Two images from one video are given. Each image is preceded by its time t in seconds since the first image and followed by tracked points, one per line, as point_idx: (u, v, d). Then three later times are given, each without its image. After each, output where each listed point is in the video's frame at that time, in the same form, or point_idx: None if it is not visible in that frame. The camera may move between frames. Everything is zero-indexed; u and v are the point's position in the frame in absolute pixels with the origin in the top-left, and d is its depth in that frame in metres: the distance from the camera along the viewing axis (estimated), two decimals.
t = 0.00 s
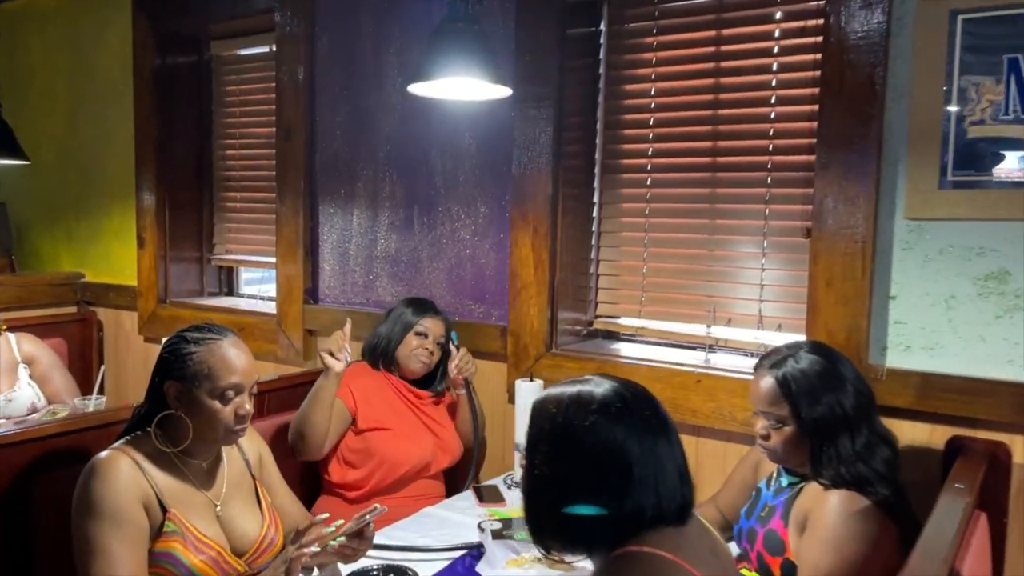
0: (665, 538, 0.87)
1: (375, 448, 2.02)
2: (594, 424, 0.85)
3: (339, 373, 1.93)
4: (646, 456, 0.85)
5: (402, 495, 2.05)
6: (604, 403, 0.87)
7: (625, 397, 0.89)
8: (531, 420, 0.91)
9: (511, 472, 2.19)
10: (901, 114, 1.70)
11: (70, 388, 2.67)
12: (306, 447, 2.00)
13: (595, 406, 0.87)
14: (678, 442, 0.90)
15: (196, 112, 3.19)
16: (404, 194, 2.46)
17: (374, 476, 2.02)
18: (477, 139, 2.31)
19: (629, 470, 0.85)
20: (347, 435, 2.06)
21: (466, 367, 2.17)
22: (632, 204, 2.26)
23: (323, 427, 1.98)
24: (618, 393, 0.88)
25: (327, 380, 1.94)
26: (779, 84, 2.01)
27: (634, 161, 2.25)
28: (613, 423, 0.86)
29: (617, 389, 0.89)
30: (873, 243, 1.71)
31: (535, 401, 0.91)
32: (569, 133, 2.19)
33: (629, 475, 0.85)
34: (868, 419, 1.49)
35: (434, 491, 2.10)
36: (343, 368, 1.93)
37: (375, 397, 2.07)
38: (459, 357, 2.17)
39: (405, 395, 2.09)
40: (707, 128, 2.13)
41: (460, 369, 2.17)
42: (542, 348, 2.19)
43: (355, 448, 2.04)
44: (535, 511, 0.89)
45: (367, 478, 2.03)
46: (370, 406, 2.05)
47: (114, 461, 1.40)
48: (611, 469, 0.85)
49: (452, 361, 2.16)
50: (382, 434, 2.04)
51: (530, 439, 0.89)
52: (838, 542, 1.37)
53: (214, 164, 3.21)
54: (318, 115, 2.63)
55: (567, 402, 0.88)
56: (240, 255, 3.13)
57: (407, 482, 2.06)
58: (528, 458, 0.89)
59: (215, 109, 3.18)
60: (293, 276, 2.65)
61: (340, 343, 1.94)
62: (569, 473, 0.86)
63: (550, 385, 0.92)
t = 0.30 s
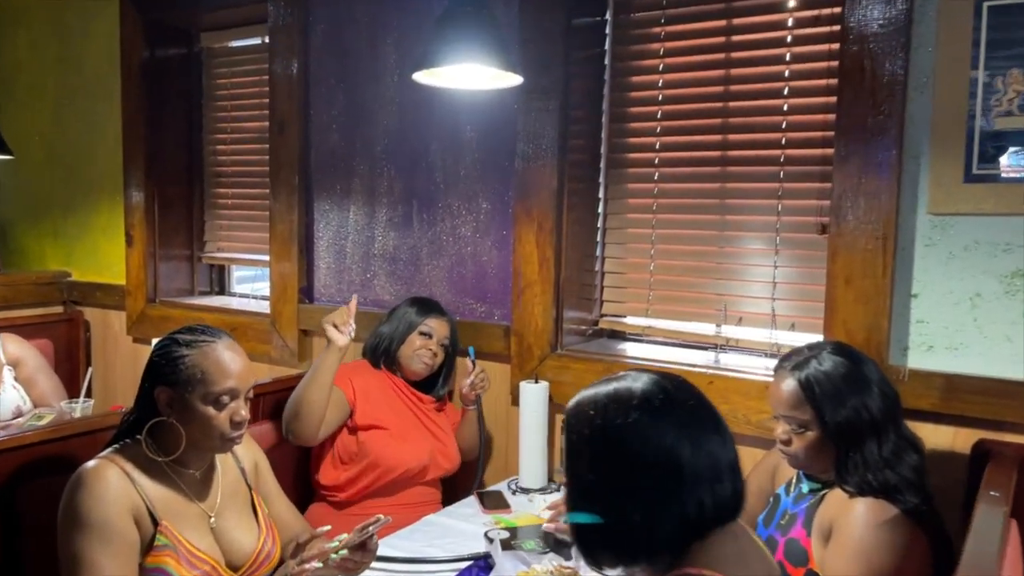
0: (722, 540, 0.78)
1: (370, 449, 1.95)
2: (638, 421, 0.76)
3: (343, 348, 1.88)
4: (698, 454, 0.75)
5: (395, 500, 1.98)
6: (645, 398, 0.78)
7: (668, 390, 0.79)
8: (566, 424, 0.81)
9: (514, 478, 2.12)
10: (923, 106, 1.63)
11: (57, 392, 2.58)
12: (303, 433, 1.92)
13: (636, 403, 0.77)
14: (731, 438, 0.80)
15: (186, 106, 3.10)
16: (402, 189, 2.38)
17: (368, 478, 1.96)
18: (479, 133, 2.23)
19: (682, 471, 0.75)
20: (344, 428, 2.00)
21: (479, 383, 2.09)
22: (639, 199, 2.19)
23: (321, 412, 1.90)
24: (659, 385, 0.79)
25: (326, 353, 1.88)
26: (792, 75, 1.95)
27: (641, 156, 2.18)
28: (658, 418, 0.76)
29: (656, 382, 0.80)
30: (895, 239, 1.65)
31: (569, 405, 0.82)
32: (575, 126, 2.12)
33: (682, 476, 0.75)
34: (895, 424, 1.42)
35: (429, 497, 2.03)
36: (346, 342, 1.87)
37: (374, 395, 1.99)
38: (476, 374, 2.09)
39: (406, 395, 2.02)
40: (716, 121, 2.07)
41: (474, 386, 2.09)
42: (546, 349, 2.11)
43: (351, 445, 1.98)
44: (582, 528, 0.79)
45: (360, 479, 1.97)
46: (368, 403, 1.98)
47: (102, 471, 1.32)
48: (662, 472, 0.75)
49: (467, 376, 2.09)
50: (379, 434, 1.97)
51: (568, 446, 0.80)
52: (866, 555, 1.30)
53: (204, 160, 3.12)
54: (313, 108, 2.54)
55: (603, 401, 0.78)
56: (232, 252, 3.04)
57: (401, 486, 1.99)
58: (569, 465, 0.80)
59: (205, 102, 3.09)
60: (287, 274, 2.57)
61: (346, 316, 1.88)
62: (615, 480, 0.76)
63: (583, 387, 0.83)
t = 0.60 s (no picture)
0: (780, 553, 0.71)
1: (375, 449, 1.89)
2: (681, 430, 0.70)
3: (355, 347, 1.88)
4: (752, 458, 0.69)
5: (402, 503, 1.92)
6: (684, 403, 0.72)
7: (706, 389, 0.73)
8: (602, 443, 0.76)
9: (518, 483, 2.06)
10: (944, 100, 1.58)
11: (45, 395, 2.50)
12: (302, 428, 1.88)
13: (675, 408, 0.72)
14: (783, 437, 0.74)
15: (177, 102, 3.03)
16: (401, 187, 2.31)
17: (374, 480, 1.90)
18: (479, 129, 2.16)
19: (737, 480, 0.69)
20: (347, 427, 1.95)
21: (480, 366, 2.02)
22: (645, 197, 2.14)
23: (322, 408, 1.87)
24: (698, 389, 0.73)
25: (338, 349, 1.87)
26: (803, 69, 1.89)
27: (647, 152, 2.12)
28: (702, 424, 0.70)
29: (691, 384, 0.74)
30: (915, 238, 1.59)
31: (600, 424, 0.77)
32: (580, 121, 2.05)
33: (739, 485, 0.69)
34: (920, 430, 1.36)
35: (437, 499, 1.98)
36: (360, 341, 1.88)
37: (376, 394, 1.93)
38: (477, 354, 2.03)
39: (408, 395, 1.96)
40: (724, 116, 2.01)
41: (476, 367, 2.02)
42: (551, 351, 2.05)
43: (354, 446, 1.92)
44: (641, 555, 0.73)
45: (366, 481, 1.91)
46: (370, 402, 1.92)
47: (90, 483, 1.26)
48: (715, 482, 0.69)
49: (468, 358, 2.02)
50: (383, 433, 1.91)
51: (610, 465, 0.75)
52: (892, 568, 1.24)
53: (196, 157, 3.04)
54: (308, 104, 2.48)
55: (638, 413, 0.73)
56: (225, 252, 2.97)
57: (408, 488, 1.93)
58: (612, 481, 0.75)
59: (197, 98, 3.02)
60: (282, 274, 2.50)
61: (365, 316, 1.91)
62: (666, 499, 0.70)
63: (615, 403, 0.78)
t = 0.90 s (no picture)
0: None
1: (383, 456, 1.82)
2: (755, 447, 0.61)
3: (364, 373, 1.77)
4: (836, 475, 0.61)
5: (411, 510, 1.85)
6: (757, 416, 0.63)
7: (777, 401, 0.65)
8: (661, 463, 0.68)
9: (524, 490, 1.98)
10: (974, 91, 1.51)
11: (29, 399, 2.41)
12: (302, 446, 1.80)
13: (746, 422, 0.63)
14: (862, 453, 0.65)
15: (166, 95, 2.93)
16: (400, 183, 2.23)
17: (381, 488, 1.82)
18: (482, 121, 2.08)
19: (819, 502, 0.60)
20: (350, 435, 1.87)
21: (479, 358, 1.96)
22: (654, 193, 2.06)
23: (324, 429, 1.79)
24: (767, 399, 0.65)
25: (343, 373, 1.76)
26: (821, 59, 1.81)
27: (656, 146, 2.04)
28: (779, 440, 0.61)
29: (761, 395, 0.66)
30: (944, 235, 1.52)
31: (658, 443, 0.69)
32: (587, 114, 1.97)
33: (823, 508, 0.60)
34: (955, 438, 1.29)
35: (446, 506, 1.90)
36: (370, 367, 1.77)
37: (380, 399, 1.86)
38: (473, 346, 1.97)
39: (411, 401, 1.89)
40: (737, 109, 1.93)
41: (474, 359, 1.96)
42: (558, 353, 1.97)
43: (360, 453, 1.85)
44: None
45: (373, 489, 1.83)
46: (373, 410, 1.84)
47: (73, 498, 1.17)
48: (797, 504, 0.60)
49: (465, 350, 1.96)
50: (390, 440, 1.84)
51: (670, 487, 0.66)
52: None
53: (186, 152, 2.95)
54: (303, 96, 2.39)
55: (703, 428, 0.65)
56: (216, 250, 2.88)
57: (416, 494, 1.86)
58: (673, 504, 0.66)
59: (186, 91, 2.92)
60: (277, 273, 2.41)
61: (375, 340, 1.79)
62: (736, 523, 0.61)
63: (672, 417, 0.70)
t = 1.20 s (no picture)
0: None
1: (375, 465, 1.75)
2: (821, 454, 0.56)
3: (359, 371, 1.70)
4: (907, 484, 0.55)
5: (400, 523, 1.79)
6: (820, 420, 0.58)
7: (840, 402, 0.59)
8: (711, 468, 0.62)
9: (528, 493, 1.92)
10: (999, 78, 1.45)
11: (15, 400, 2.33)
12: (297, 447, 1.75)
13: (809, 427, 0.57)
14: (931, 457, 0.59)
15: (156, 86, 2.85)
16: (399, 176, 2.16)
17: (370, 499, 1.76)
18: (484, 112, 2.01)
19: (892, 514, 0.55)
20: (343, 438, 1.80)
21: (483, 376, 1.87)
22: (662, 186, 2.00)
23: (319, 430, 1.73)
24: (830, 401, 0.59)
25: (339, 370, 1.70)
26: (835, 47, 1.76)
27: (664, 138, 1.98)
28: (847, 447, 0.56)
29: (821, 397, 0.60)
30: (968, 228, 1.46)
31: (704, 448, 0.63)
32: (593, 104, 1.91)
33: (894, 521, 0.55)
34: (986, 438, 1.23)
35: (437, 518, 1.85)
36: (365, 365, 1.70)
37: (376, 403, 1.79)
38: (478, 365, 1.87)
39: (410, 403, 1.82)
40: (749, 99, 1.87)
41: (478, 379, 1.87)
42: (562, 351, 1.91)
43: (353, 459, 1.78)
44: None
45: (362, 499, 1.77)
46: (369, 416, 1.77)
47: (58, 505, 1.11)
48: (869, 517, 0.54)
49: (470, 368, 1.87)
50: (384, 448, 1.77)
51: (721, 496, 0.61)
52: None
53: (177, 145, 2.87)
54: (298, 88, 2.31)
55: (760, 432, 0.59)
56: (209, 246, 2.81)
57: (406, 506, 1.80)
58: (727, 515, 0.60)
59: (177, 82, 2.84)
60: (271, 270, 2.34)
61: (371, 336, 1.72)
62: (800, 537, 0.56)
63: (722, 417, 0.64)
